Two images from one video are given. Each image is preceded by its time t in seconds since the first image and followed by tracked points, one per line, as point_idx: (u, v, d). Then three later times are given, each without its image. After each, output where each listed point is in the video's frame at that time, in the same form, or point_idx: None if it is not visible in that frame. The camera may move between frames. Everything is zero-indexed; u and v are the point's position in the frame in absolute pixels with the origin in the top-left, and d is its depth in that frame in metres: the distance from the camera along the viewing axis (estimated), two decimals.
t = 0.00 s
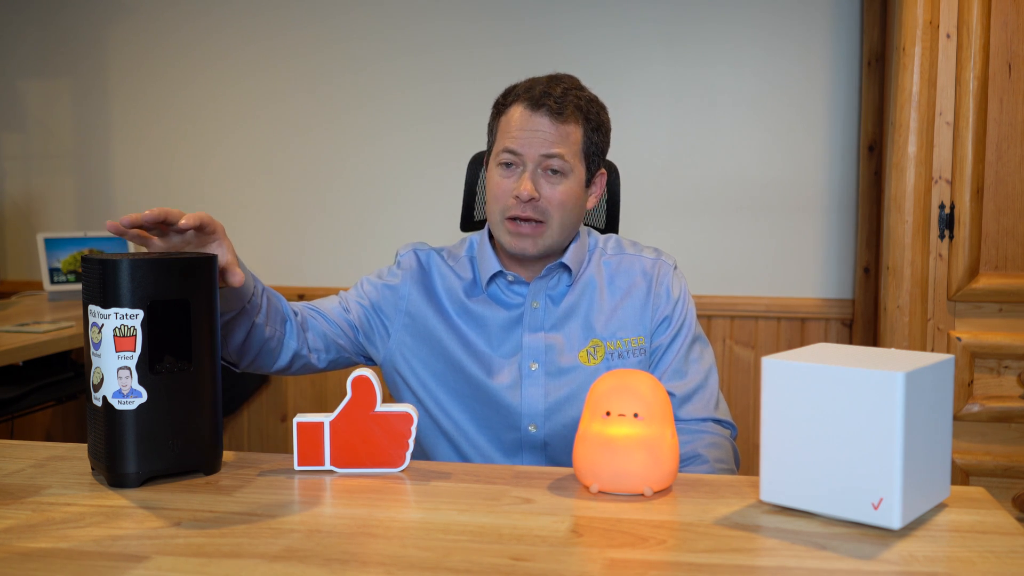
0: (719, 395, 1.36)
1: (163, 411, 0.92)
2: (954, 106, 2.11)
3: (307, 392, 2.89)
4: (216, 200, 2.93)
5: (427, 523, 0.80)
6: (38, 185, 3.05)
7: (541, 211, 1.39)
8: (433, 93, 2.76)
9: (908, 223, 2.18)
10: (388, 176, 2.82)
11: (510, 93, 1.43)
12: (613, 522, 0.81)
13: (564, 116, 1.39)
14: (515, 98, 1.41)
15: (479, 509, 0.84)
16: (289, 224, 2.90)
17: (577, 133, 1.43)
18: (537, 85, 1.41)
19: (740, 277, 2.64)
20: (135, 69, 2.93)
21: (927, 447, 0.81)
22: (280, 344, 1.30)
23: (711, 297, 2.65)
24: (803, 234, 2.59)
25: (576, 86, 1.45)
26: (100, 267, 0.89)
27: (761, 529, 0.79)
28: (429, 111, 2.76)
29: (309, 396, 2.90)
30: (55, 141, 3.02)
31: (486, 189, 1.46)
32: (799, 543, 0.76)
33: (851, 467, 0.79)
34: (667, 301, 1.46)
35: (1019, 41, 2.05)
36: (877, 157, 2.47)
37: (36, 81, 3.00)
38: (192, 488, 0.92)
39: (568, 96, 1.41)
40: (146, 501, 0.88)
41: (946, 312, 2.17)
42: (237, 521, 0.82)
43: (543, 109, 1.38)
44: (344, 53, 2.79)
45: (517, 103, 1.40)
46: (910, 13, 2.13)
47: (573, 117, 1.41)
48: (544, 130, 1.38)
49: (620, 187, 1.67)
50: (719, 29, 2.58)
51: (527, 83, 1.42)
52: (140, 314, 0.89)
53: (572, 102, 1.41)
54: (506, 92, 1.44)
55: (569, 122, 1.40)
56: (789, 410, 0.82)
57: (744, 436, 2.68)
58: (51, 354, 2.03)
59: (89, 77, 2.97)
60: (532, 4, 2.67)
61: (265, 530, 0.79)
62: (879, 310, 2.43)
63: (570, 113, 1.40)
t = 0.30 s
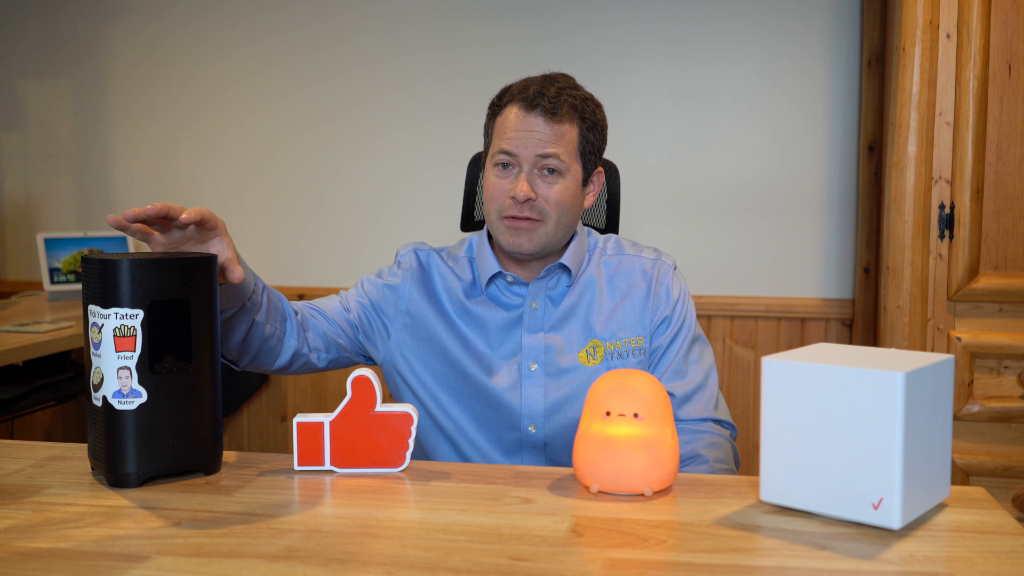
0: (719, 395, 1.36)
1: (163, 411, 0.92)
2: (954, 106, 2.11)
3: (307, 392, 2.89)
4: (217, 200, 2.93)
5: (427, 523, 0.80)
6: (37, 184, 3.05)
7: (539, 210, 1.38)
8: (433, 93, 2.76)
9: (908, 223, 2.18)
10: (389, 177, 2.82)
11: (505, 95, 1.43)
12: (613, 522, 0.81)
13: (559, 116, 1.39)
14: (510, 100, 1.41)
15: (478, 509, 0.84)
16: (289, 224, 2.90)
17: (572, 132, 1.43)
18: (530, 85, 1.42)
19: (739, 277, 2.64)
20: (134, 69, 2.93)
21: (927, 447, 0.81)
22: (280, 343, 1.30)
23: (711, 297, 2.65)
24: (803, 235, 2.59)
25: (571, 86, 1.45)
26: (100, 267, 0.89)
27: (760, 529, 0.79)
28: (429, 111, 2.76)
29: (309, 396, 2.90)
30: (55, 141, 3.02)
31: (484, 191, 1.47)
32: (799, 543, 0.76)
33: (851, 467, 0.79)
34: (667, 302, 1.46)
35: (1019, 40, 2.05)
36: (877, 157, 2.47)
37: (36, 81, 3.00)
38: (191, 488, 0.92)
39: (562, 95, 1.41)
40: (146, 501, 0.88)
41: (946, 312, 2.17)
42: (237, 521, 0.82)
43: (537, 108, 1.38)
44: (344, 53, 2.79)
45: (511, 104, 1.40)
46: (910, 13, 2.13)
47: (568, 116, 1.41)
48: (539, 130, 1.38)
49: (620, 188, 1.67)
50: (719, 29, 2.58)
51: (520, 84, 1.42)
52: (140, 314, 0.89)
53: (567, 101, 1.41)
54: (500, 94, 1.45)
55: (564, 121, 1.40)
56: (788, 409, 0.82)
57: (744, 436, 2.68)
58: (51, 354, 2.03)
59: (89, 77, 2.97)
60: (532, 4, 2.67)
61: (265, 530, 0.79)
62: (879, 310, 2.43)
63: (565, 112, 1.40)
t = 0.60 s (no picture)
0: (719, 396, 1.36)
1: (163, 411, 0.92)
2: (954, 106, 2.11)
3: (307, 392, 2.89)
4: (217, 200, 2.93)
5: (427, 523, 0.80)
6: (37, 184, 3.05)
7: (534, 217, 1.40)
8: (433, 92, 2.76)
9: (908, 223, 2.18)
10: (389, 177, 2.82)
11: (499, 99, 1.43)
12: (613, 522, 0.81)
13: (552, 120, 1.39)
14: (504, 104, 1.41)
15: (478, 509, 0.84)
16: (289, 224, 2.90)
17: (567, 135, 1.43)
18: (523, 89, 1.41)
19: (739, 277, 2.64)
20: (135, 69, 2.93)
21: (927, 447, 0.81)
22: (280, 349, 1.30)
23: (711, 297, 2.65)
24: (803, 235, 2.59)
25: (565, 87, 1.44)
26: (100, 268, 0.89)
27: (760, 529, 0.79)
28: (429, 110, 2.76)
29: (309, 396, 2.90)
30: (55, 141, 3.02)
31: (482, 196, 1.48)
32: (798, 543, 0.76)
33: (851, 467, 0.79)
34: (667, 302, 1.46)
35: (1019, 40, 2.05)
36: (877, 157, 2.47)
37: (36, 80, 3.00)
38: (192, 487, 0.92)
39: (556, 98, 1.41)
40: (146, 500, 0.88)
41: (946, 312, 2.17)
42: (237, 521, 0.82)
43: (530, 114, 1.38)
44: (344, 53, 2.79)
45: (505, 109, 1.40)
46: (910, 13, 2.13)
47: (562, 120, 1.41)
48: (533, 135, 1.38)
49: (620, 188, 1.67)
50: (719, 29, 2.58)
51: (513, 88, 1.41)
52: (140, 314, 0.89)
53: (560, 104, 1.41)
54: (494, 98, 1.44)
55: (558, 124, 1.40)
56: (789, 409, 0.82)
57: (744, 437, 2.67)
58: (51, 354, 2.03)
59: (89, 77, 2.97)
60: (532, 3, 2.67)
61: (265, 530, 0.79)
62: (879, 310, 2.43)
63: (558, 116, 1.40)
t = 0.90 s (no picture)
0: (720, 396, 1.36)
1: (163, 411, 0.92)
2: (954, 106, 2.11)
3: (307, 392, 2.89)
4: (217, 200, 2.93)
5: (427, 523, 0.80)
6: (37, 184, 3.05)
7: (530, 213, 1.38)
8: (434, 92, 2.76)
9: (908, 223, 2.18)
10: (389, 176, 2.82)
11: (494, 98, 1.43)
12: (613, 522, 0.81)
13: (546, 116, 1.39)
14: (499, 103, 1.41)
15: (479, 509, 0.84)
16: (290, 224, 2.90)
17: (562, 132, 1.43)
18: (518, 88, 1.42)
19: (739, 277, 2.64)
20: (135, 69, 2.93)
21: (927, 448, 0.81)
22: (280, 347, 1.30)
23: (711, 297, 2.65)
24: (803, 235, 2.59)
25: (560, 86, 1.45)
26: (100, 267, 0.89)
27: (760, 529, 0.79)
28: (428, 110, 2.76)
29: (309, 396, 2.90)
30: (55, 141, 3.01)
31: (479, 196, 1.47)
32: (798, 543, 0.76)
33: (851, 467, 0.79)
34: (668, 301, 1.46)
35: (1019, 40, 2.05)
36: (877, 157, 2.47)
37: (36, 80, 3.00)
38: (192, 488, 0.92)
39: (549, 96, 1.41)
40: (145, 500, 0.88)
41: (946, 312, 2.17)
42: (237, 521, 0.82)
43: (525, 111, 1.38)
44: (343, 53, 2.79)
45: (500, 107, 1.40)
46: (910, 13, 2.13)
47: (556, 117, 1.41)
48: (528, 132, 1.38)
49: (620, 188, 1.68)
50: (719, 29, 2.58)
51: (508, 87, 1.42)
52: (140, 314, 0.89)
53: (554, 101, 1.41)
54: (490, 99, 1.45)
55: (552, 121, 1.40)
56: (789, 409, 0.82)
57: (744, 437, 2.67)
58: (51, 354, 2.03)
59: (89, 77, 2.97)
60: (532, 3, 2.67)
61: (265, 530, 0.79)
62: (879, 310, 2.43)
63: (552, 112, 1.40)
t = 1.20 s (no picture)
0: (723, 398, 1.36)
1: (163, 411, 0.92)
2: (954, 106, 2.11)
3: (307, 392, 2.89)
4: (217, 200, 2.93)
5: (427, 523, 0.80)
6: (37, 184, 3.05)
7: (532, 208, 1.38)
8: (433, 92, 2.76)
9: (908, 223, 2.19)
10: (390, 177, 2.82)
11: (495, 95, 1.44)
12: (612, 522, 0.81)
13: (546, 111, 1.39)
14: (500, 99, 1.42)
15: (479, 509, 0.84)
16: (290, 224, 2.90)
17: (563, 128, 1.43)
18: (519, 85, 1.42)
19: (740, 277, 2.64)
20: (135, 69, 2.93)
21: (927, 448, 0.81)
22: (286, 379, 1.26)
23: (712, 297, 2.65)
24: (803, 235, 2.59)
25: (561, 82, 1.45)
26: (100, 267, 0.89)
27: (760, 529, 0.79)
28: (428, 110, 2.76)
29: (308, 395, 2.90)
30: (55, 141, 3.01)
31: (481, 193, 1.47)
32: (798, 543, 0.76)
33: (850, 468, 0.79)
34: (672, 302, 1.46)
35: (1019, 40, 2.05)
36: (877, 158, 2.47)
37: (37, 80, 3.00)
38: (192, 487, 0.92)
39: (550, 92, 1.42)
40: (145, 500, 0.88)
41: (946, 312, 2.17)
42: (236, 521, 0.82)
43: (525, 106, 1.39)
44: (343, 53, 2.80)
45: (501, 103, 1.41)
46: (910, 13, 2.13)
47: (557, 112, 1.41)
48: (529, 127, 1.38)
49: (620, 189, 1.68)
50: (719, 29, 2.58)
51: (509, 84, 1.42)
52: (140, 314, 0.89)
53: (555, 96, 1.41)
54: (492, 96, 1.45)
55: (553, 116, 1.40)
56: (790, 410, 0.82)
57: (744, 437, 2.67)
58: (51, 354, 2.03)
59: (89, 77, 2.97)
60: (532, 3, 2.67)
61: (265, 530, 0.79)
62: (879, 310, 2.43)
63: (552, 107, 1.40)
